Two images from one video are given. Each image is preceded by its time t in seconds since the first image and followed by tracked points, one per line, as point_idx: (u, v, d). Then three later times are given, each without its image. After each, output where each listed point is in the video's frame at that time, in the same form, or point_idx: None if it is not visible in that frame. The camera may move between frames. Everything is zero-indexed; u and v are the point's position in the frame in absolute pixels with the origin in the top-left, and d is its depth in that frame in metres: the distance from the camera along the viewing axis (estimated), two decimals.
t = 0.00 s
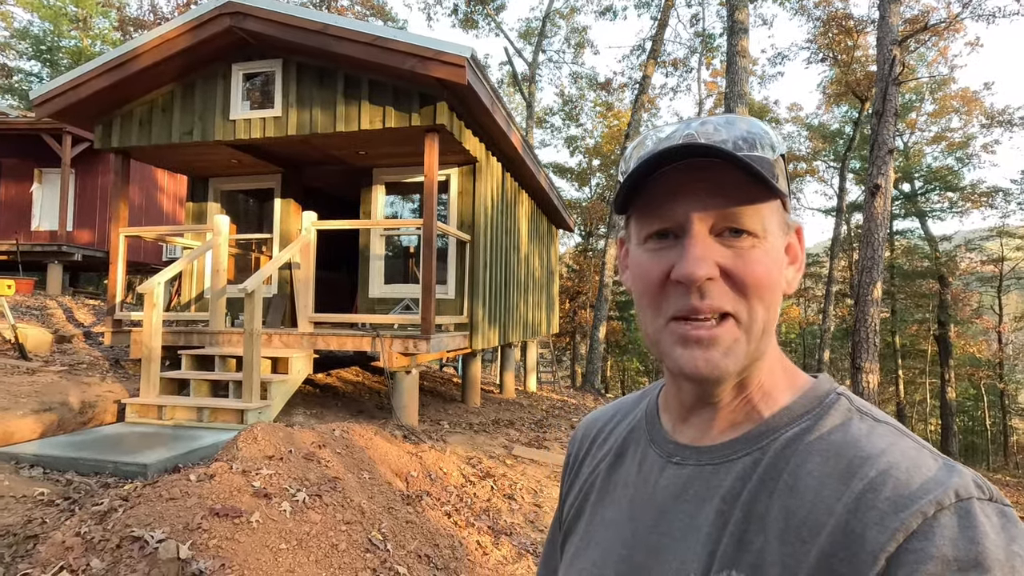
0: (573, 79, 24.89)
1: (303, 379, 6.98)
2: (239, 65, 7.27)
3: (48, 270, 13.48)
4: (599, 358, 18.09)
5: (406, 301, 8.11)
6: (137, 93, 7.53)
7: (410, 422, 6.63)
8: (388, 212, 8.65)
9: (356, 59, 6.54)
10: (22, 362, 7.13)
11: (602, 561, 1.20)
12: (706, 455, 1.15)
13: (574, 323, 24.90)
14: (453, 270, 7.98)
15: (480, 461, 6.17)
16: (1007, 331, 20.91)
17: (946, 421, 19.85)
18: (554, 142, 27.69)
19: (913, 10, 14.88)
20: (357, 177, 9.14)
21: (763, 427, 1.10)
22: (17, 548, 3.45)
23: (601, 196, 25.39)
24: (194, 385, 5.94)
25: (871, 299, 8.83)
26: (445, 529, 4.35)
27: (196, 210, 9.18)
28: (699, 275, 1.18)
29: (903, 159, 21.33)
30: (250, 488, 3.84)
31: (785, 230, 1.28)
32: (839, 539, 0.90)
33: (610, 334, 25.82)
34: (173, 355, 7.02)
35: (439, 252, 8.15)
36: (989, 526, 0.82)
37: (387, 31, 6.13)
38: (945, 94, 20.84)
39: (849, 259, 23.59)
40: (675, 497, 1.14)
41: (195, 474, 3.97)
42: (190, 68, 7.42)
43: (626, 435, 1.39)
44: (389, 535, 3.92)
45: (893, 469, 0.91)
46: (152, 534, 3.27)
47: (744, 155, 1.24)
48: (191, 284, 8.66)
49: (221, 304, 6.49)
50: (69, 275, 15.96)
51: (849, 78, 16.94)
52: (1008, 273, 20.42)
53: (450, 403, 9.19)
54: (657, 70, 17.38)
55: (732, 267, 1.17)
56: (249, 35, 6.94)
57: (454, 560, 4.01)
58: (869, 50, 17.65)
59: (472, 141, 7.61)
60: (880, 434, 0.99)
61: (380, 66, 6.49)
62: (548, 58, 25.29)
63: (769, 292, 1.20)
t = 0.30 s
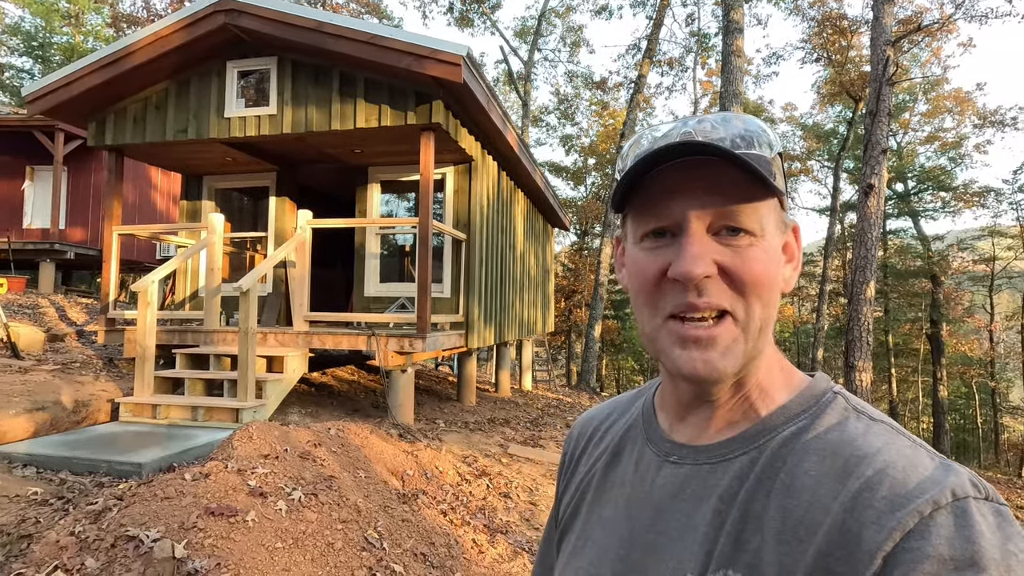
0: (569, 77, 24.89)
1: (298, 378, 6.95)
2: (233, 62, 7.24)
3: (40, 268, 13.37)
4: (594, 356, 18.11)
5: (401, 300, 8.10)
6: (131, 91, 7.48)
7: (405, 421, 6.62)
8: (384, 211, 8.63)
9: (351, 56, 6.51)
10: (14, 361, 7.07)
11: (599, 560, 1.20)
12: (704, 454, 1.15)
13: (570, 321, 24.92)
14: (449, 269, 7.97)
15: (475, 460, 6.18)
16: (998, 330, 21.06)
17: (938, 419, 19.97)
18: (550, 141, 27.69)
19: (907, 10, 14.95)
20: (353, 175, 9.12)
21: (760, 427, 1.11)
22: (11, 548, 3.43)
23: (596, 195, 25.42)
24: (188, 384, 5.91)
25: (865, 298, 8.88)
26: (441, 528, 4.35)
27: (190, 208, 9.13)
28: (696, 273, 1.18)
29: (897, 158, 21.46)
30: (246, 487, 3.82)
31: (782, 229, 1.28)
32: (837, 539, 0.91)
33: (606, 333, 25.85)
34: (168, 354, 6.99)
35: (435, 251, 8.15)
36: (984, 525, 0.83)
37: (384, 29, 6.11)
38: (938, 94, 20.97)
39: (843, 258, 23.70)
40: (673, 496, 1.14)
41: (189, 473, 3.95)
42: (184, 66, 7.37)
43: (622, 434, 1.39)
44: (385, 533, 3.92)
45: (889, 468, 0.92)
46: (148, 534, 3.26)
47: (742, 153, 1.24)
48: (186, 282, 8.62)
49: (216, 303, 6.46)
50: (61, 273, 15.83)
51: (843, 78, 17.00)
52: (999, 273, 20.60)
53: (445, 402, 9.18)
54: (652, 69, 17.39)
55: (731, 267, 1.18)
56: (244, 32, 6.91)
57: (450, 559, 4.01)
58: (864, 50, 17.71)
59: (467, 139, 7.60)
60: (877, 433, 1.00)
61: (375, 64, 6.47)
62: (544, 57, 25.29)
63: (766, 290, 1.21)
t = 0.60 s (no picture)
0: (564, 77, 24.89)
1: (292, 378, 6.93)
2: (227, 61, 7.21)
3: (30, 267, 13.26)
4: (588, 356, 18.10)
5: (396, 299, 8.08)
6: (123, 88, 7.43)
7: (400, 420, 6.62)
8: (378, 210, 8.61)
9: (345, 55, 6.50)
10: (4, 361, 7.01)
11: (595, 559, 1.21)
12: (700, 453, 1.15)
13: (564, 321, 24.94)
14: (443, 269, 7.96)
15: (470, 460, 6.16)
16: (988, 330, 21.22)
17: (929, 419, 20.10)
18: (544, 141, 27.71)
19: (899, 12, 15.05)
20: (347, 175, 9.09)
21: (756, 425, 1.11)
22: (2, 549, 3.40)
23: (591, 195, 25.46)
24: (182, 384, 5.89)
25: (857, 298, 8.93)
26: (436, 527, 4.34)
27: (183, 207, 9.07)
28: (692, 270, 1.19)
29: (889, 159, 21.61)
30: (239, 487, 3.81)
31: (778, 227, 1.28)
32: (834, 537, 0.91)
33: (600, 333, 25.87)
34: (160, 353, 6.94)
35: (430, 251, 8.13)
36: (979, 523, 0.84)
37: (378, 28, 6.09)
38: (929, 96, 21.12)
39: (836, 258, 23.84)
40: (670, 494, 1.15)
41: (183, 473, 3.94)
42: (178, 64, 7.33)
43: (618, 432, 1.40)
44: (379, 532, 3.91)
45: (886, 467, 0.93)
46: (140, 534, 3.24)
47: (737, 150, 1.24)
48: (179, 282, 8.58)
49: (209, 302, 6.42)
50: (52, 272, 15.70)
51: (836, 80, 17.08)
52: (989, 273, 20.77)
53: (440, 402, 9.17)
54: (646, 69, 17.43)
55: (727, 265, 1.19)
56: (238, 31, 6.88)
57: (445, 558, 4.01)
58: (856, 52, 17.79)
59: (462, 139, 7.59)
60: (872, 431, 1.01)
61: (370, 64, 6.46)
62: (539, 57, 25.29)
63: (762, 287, 1.21)
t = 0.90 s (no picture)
0: (558, 78, 24.91)
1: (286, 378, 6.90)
2: (221, 60, 7.18)
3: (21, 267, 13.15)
4: (583, 357, 18.11)
5: (391, 300, 8.06)
6: (116, 88, 7.39)
7: (395, 421, 6.61)
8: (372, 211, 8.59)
9: (340, 55, 6.48)
10: None
11: (596, 558, 1.21)
12: (702, 453, 1.16)
13: (559, 322, 24.96)
14: (439, 269, 7.95)
15: (465, 460, 6.16)
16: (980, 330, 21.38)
17: (921, 418, 20.22)
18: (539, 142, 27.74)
19: (891, 14, 15.15)
20: (342, 175, 9.07)
21: (758, 426, 1.11)
22: None
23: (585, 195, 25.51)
24: (175, 385, 5.85)
25: (850, 298, 8.98)
26: (432, 528, 4.34)
27: (176, 207, 9.02)
28: (638, 273, 1.18)
29: (881, 160, 21.76)
30: (234, 488, 3.79)
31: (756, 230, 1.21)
32: (835, 538, 0.92)
33: (595, 333, 25.89)
34: (153, 354, 6.90)
35: (425, 251, 8.12)
36: (984, 526, 0.85)
37: (373, 28, 6.08)
38: (921, 97, 21.29)
39: (829, 259, 23.99)
40: (671, 494, 1.15)
41: (176, 474, 3.95)
42: (171, 63, 7.29)
43: (621, 431, 1.40)
44: (375, 534, 3.90)
45: (889, 469, 0.93)
46: (134, 536, 3.22)
47: (697, 154, 1.20)
48: (172, 282, 8.54)
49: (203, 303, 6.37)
50: (43, 273, 15.58)
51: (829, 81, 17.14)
52: (980, 273, 20.92)
53: (435, 403, 9.16)
54: (641, 70, 17.48)
55: (676, 269, 1.16)
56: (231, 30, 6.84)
57: (441, 559, 4.00)
58: (849, 53, 17.88)
59: (457, 139, 7.58)
60: (876, 433, 1.01)
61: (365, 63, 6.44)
62: (533, 57, 25.30)
63: (722, 292, 1.16)
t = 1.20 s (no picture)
0: (555, 79, 24.93)
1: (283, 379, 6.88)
2: (217, 60, 7.16)
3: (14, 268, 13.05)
4: (579, 357, 18.10)
5: (387, 300, 8.05)
6: (111, 87, 7.36)
7: (392, 421, 6.60)
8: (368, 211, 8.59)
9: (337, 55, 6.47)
10: None
11: (603, 553, 1.21)
12: (705, 450, 1.15)
13: (555, 322, 24.99)
14: (435, 269, 7.94)
15: (462, 460, 6.16)
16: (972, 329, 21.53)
17: (915, 417, 20.34)
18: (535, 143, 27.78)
19: (884, 16, 15.25)
20: (338, 175, 9.05)
21: (758, 423, 1.11)
22: None
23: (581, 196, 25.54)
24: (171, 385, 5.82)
25: (845, 298, 9.02)
26: (429, 528, 4.32)
27: (172, 207, 8.97)
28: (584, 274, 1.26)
29: (875, 161, 21.91)
30: (231, 489, 3.88)
31: (700, 228, 1.17)
32: (834, 539, 0.92)
33: (591, 333, 25.92)
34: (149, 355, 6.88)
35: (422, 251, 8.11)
36: (989, 525, 0.84)
37: (370, 27, 6.07)
38: (915, 99, 21.44)
39: (824, 259, 24.09)
40: (672, 491, 1.15)
41: (174, 475, 4.03)
42: (167, 62, 7.26)
43: (631, 426, 1.40)
44: (373, 534, 3.90)
45: (889, 468, 0.93)
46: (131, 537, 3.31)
47: (631, 165, 1.23)
48: (167, 282, 8.50)
49: (199, 303, 6.33)
50: (37, 274, 15.47)
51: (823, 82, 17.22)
52: (973, 273, 21.03)
53: (432, 403, 9.14)
54: (637, 70, 17.53)
55: (604, 273, 1.21)
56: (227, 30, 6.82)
57: (439, 559, 3.99)
58: (843, 55, 17.96)
59: (454, 139, 7.58)
60: (879, 432, 1.00)
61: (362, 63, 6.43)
62: (529, 58, 25.34)
63: (655, 292, 1.16)
